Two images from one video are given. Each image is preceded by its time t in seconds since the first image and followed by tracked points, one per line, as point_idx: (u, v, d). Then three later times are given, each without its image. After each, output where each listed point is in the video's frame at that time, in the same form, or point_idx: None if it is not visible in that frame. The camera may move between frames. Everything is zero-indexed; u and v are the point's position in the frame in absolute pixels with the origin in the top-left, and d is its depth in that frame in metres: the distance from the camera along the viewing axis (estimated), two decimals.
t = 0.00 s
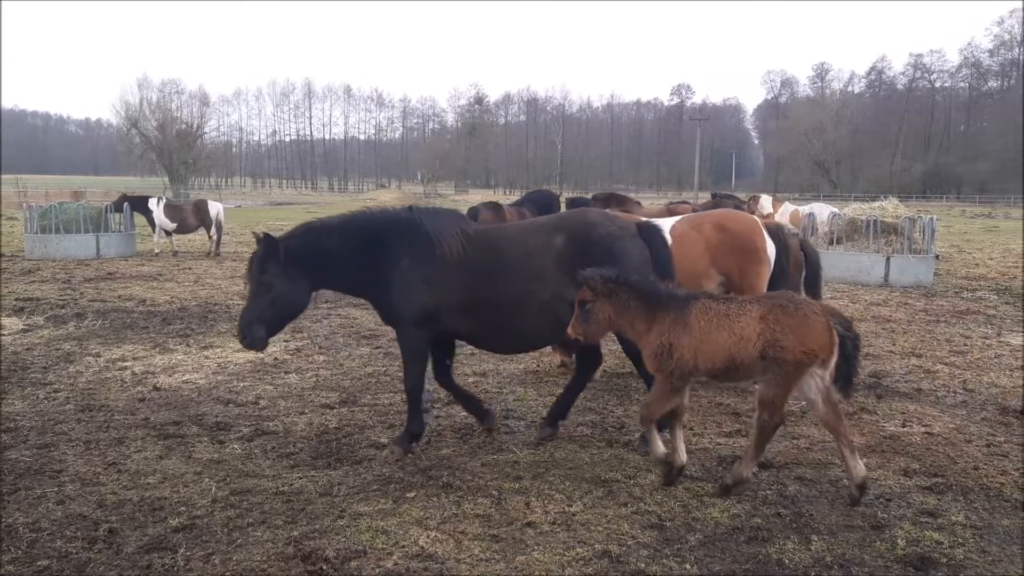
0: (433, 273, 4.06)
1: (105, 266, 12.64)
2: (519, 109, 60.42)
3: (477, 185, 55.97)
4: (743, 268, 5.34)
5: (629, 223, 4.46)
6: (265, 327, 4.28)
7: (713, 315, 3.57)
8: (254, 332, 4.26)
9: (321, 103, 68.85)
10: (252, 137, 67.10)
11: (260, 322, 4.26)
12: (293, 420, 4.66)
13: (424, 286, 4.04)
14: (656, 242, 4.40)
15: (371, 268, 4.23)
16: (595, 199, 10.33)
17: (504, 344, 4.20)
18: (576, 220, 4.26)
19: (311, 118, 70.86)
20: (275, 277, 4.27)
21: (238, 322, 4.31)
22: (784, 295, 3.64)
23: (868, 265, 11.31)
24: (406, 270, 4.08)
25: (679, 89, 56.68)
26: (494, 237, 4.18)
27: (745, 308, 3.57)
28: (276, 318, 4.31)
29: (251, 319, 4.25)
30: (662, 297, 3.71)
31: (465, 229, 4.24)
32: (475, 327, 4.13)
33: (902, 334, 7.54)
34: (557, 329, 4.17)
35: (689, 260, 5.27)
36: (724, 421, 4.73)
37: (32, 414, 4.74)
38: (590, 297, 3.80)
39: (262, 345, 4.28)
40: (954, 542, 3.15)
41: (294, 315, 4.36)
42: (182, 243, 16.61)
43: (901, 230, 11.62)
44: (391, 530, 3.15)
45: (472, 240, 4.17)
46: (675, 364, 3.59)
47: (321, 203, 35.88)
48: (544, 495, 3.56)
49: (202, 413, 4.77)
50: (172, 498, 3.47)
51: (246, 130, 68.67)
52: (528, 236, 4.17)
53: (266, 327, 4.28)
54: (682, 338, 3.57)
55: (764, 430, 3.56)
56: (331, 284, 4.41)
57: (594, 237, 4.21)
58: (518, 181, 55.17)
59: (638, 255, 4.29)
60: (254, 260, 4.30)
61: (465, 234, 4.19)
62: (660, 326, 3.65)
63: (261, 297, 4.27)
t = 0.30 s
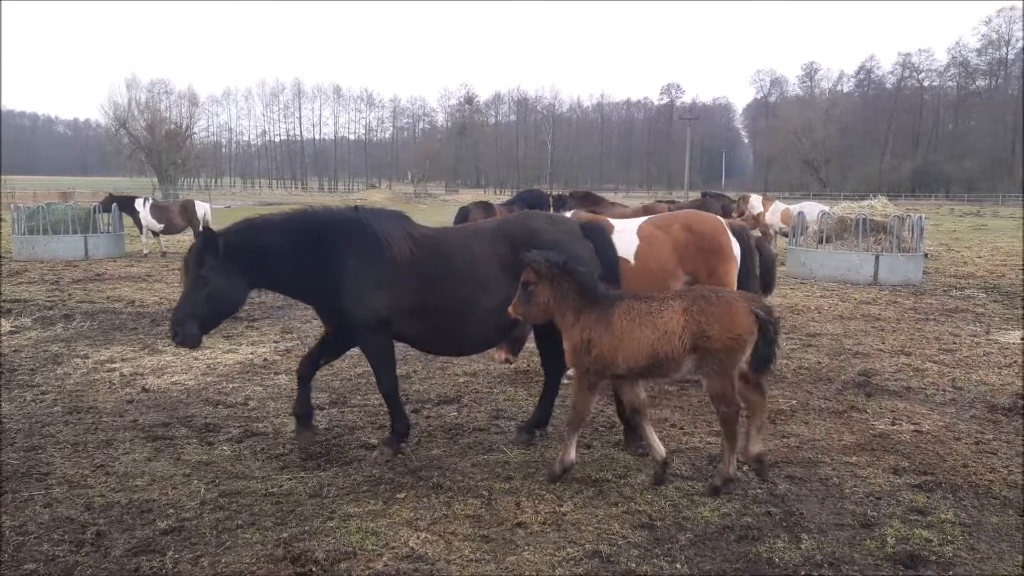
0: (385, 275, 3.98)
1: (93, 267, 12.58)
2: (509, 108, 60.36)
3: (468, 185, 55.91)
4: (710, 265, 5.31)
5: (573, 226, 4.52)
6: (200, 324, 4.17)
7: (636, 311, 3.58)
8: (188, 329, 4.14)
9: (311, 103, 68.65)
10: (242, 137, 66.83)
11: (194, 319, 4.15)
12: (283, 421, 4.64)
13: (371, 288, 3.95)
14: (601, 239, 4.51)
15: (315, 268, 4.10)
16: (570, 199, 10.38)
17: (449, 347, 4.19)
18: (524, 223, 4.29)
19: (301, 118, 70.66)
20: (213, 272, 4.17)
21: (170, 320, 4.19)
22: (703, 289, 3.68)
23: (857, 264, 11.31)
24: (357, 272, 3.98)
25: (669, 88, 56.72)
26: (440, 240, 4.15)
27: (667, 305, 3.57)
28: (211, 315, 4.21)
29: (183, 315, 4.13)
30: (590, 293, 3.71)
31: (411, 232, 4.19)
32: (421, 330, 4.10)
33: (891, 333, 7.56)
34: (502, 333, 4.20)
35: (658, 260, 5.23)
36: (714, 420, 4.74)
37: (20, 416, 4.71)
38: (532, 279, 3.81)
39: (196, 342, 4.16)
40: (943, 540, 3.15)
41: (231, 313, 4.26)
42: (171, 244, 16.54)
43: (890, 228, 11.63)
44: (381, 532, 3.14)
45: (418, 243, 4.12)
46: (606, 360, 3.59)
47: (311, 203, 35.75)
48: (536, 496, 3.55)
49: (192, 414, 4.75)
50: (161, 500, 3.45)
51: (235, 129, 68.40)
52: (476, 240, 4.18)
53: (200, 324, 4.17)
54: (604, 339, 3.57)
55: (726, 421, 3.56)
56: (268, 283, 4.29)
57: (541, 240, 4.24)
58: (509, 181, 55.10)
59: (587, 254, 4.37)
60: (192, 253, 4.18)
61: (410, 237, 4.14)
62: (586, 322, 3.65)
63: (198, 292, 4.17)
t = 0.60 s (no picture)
0: (333, 277, 3.90)
1: (85, 268, 12.52)
2: (502, 107, 60.26)
3: (462, 185, 55.85)
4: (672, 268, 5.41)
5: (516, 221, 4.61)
6: (137, 321, 4.01)
7: (572, 310, 3.65)
8: (125, 324, 3.98)
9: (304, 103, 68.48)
10: (234, 137, 66.62)
11: (131, 315, 3.98)
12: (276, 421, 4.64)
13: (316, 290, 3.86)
14: (545, 238, 4.59)
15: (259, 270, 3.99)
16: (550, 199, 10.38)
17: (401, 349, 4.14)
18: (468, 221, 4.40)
19: (293, 118, 70.47)
20: (150, 267, 4.01)
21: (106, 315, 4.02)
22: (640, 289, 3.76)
23: (850, 262, 11.33)
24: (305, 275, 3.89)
25: (661, 87, 56.73)
26: (386, 243, 4.10)
27: (602, 304, 3.66)
28: (148, 312, 4.04)
29: (120, 311, 3.97)
30: (526, 290, 3.76)
31: (355, 236, 4.12)
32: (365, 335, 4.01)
33: (884, 330, 7.58)
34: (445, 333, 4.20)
35: (626, 258, 5.27)
36: (707, 419, 4.74)
37: (10, 419, 4.69)
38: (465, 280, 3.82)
39: (133, 339, 4.01)
40: (935, 538, 3.16)
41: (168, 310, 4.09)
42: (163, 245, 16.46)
43: (883, 226, 11.65)
44: (374, 532, 3.14)
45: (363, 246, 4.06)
46: (542, 356, 3.63)
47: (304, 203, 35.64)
48: (528, 495, 3.55)
49: (184, 416, 4.74)
50: (152, 502, 3.43)
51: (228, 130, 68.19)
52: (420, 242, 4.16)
53: (137, 320, 4.01)
54: (542, 334, 3.62)
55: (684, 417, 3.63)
56: (206, 282, 4.15)
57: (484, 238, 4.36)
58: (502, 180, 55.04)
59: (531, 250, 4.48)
60: (128, 248, 4.01)
61: (355, 240, 4.08)
62: (523, 318, 3.70)
63: (134, 287, 4.00)
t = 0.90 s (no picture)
0: (264, 284, 3.89)
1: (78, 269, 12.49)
2: (496, 105, 60.22)
3: (456, 183, 55.82)
4: (635, 263, 5.53)
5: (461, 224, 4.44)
6: (65, 319, 3.96)
7: (504, 309, 3.61)
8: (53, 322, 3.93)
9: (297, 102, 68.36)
10: (227, 137, 66.45)
11: (59, 313, 3.93)
12: (270, 421, 4.63)
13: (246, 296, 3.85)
14: (491, 241, 4.38)
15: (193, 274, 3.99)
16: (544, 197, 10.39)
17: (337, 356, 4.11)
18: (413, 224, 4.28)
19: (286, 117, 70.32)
20: (79, 265, 3.96)
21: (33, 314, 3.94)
22: (562, 281, 3.79)
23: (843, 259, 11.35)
24: (236, 281, 3.88)
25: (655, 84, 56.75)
26: (325, 246, 4.07)
27: (530, 299, 3.65)
28: (78, 311, 4.00)
29: (48, 309, 3.91)
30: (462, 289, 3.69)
31: (295, 239, 4.09)
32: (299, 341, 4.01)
33: (877, 326, 7.60)
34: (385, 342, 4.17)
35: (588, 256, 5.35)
36: (701, 416, 4.74)
37: (3, 420, 4.68)
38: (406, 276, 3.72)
39: (61, 338, 3.95)
40: (928, 533, 3.17)
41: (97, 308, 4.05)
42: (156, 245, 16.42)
43: (876, 223, 11.68)
44: (367, 531, 3.13)
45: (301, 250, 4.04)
46: (481, 361, 3.59)
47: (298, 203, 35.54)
48: (522, 494, 3.54)
49: (176, 416, 4.73)
50: (145, 503, 3.42)
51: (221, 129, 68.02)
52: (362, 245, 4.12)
53: (65, 318, 3.96)
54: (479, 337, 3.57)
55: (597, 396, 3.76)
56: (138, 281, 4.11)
57: (428, 240, 4.21)
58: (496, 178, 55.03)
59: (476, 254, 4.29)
60: (58, 245, 3.96)
61: (294, 243, 4.05)
62: (460, 325, 3.63)
63: (62, 285, 3.94)
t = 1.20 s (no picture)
0: (193, 279, 3.82)
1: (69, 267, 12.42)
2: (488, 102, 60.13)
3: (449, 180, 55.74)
4: (590, 264, 5.60)
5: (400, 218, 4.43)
6: None
7: (424, 306, 3.62)
8: None
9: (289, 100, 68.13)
10: (219, 135, 66.20)
11: None
12: (262, 420, 4.62)
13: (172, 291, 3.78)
14: (429, 235, 4.44)
15: (119, 267, 3.87)
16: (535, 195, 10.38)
17: (265, 352, 4.06)
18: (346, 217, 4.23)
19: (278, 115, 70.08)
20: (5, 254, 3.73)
21: None
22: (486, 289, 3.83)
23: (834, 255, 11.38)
24: (163, 275, 3.79)
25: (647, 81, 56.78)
26: (256, 240, 4.00)
27: (450, 301, 3.67)
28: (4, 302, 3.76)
29: None
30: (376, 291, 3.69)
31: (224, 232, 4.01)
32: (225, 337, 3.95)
33: (868, 322, 7.62)
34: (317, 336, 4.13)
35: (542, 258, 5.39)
36: (693, 412, 4.75)
37: None
38: (310, 287, 3.71)
39: None
40: (919, 528, 3.18)
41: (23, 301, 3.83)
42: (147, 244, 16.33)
43: (867, 220, 11.71)
44: (359, 529, 3.13)
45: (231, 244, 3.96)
46: (389, 359, 3.60)
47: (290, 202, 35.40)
48: (514, 491, 3.55)
49: (168, 414, 4.72)
50: (136, 502, 3.41)
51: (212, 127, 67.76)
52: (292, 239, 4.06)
53: None
54: (393, 335, 3.57)
55: (492, 413, 3.82)
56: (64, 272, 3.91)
57: (361, 233, 4.18)
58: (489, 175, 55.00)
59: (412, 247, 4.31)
60: None
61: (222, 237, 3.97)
62: (374, 319, 3.64)
63: None
